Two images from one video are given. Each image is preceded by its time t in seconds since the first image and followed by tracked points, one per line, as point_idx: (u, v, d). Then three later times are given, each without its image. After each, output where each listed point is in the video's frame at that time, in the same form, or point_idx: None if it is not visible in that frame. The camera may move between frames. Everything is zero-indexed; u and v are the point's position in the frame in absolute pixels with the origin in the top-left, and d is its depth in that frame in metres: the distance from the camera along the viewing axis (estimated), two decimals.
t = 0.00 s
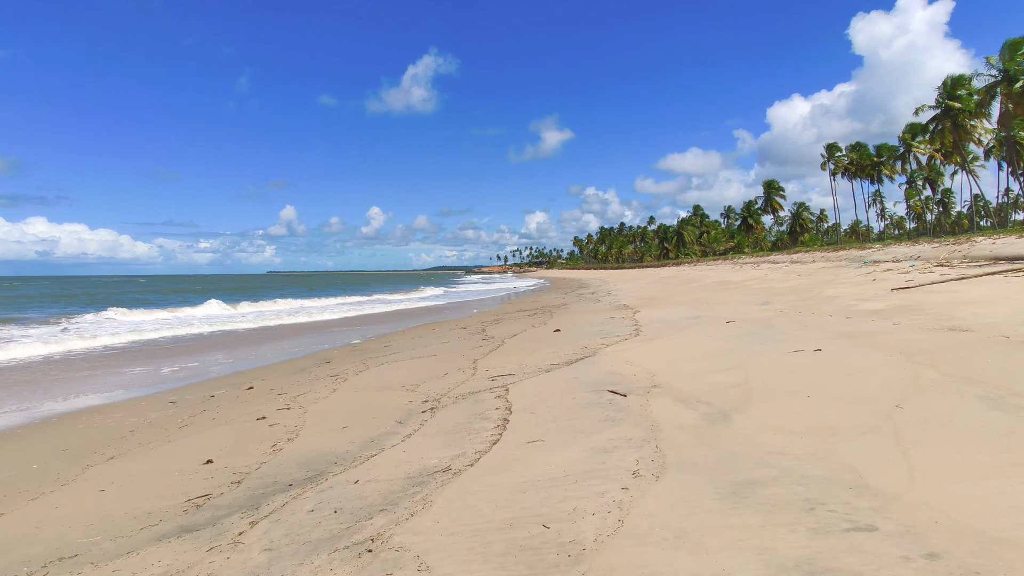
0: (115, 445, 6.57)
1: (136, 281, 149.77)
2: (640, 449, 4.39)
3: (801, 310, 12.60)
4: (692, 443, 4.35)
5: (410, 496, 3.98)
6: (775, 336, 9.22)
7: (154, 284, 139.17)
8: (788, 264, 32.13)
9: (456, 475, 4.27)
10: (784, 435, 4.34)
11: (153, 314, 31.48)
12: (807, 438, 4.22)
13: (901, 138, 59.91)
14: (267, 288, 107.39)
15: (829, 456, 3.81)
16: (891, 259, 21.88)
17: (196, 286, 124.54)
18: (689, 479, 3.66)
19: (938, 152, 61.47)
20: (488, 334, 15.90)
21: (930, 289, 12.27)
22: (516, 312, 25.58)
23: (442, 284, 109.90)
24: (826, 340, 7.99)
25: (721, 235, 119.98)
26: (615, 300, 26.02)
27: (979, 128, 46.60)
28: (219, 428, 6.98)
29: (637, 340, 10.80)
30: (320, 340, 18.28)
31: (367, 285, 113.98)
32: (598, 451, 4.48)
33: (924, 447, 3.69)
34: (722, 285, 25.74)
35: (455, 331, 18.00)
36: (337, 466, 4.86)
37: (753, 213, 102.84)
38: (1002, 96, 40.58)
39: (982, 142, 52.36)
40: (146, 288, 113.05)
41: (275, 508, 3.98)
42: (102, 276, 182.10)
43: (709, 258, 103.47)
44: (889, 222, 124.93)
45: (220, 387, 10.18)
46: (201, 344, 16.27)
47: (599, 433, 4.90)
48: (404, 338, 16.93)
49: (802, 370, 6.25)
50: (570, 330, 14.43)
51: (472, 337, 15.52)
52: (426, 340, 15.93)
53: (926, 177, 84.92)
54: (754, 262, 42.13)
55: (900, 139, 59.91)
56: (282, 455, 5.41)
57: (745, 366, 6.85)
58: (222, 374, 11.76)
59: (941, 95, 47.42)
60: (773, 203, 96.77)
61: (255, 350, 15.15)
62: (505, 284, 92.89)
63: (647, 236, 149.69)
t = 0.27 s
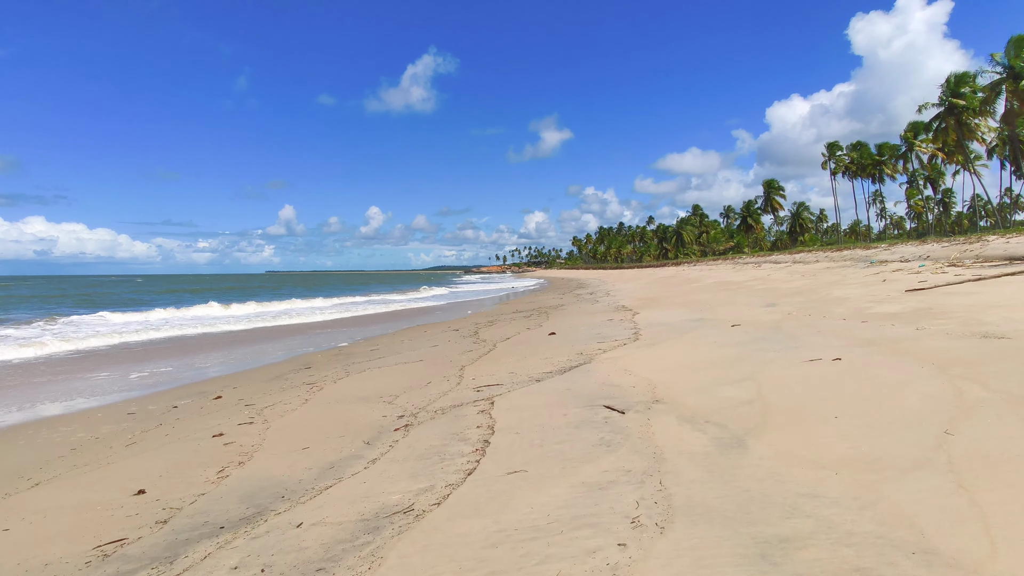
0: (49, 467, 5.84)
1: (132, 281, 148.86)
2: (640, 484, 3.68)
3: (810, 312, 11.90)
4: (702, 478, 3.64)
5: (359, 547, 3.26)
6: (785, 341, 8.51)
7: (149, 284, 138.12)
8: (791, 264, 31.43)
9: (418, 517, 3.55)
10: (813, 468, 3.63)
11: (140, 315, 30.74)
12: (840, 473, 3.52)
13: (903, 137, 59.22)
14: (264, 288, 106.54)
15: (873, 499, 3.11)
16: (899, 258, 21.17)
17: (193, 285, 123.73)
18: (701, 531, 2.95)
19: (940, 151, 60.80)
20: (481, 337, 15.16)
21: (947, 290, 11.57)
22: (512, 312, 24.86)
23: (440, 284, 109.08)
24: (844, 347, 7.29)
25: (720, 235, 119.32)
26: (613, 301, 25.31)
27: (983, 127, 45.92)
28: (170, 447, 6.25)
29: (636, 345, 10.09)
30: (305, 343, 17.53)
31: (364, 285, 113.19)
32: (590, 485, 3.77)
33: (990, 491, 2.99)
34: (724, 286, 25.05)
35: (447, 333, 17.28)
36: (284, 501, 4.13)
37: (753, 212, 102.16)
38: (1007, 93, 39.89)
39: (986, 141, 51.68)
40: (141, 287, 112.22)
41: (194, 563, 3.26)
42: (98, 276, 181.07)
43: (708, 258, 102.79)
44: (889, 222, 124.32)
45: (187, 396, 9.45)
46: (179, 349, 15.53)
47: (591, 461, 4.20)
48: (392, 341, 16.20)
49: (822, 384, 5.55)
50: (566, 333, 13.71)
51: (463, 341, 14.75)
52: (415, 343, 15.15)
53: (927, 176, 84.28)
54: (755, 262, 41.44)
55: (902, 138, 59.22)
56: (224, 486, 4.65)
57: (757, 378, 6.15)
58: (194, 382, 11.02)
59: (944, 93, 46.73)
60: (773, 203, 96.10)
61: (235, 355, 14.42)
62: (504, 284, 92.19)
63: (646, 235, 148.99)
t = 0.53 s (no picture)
0: None
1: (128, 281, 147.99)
2: (640, 542, 2.94)
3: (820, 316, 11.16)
4: (718, 535, 2.90)
5: None
6: (798, 350, 7.78)
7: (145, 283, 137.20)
8: (793, 264, 30.68)
9: None
10: (856, 523, 2.89)
11: (125, 317, 29.87)
12: (895, 531, 2.78)
13: (905, 136, 58.48)
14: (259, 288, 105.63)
15: None
16: (907, 259, 20.44)
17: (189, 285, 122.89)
18: None
19: (943, 150, 60.09)
20: (472, 341, 14.36)
21: (967, 293, 10.84)
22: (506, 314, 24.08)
23: (438, 284, 108.22)
24: (865, 357, 6.56)
25: (719, 235, 118.63)
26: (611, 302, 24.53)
27: (987, 125, 45.19)
28: (103, 472, 5.49)
29: (635, 352, 9.34)
30: (288, 347, 16.71)
31: (361, 285, 112.30)
32: (578, 542, 3.03)
33: None
34: (725, 287, 24.29)
35: (437, 336, 16.50)
36: (204, 557, 3.38)
37: (753, 212, 101.50)
38: (1013, 91, 39.15)
39: (990, 140, 50.96)
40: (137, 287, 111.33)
41: None
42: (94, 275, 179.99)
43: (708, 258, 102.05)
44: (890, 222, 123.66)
45: (146, 408, 8.67)
46: (154, 354, 14.76)
47: (581, 506, 3.46)
48: (379, 345, 15.43)
49: (849, 404, 4.82)
50: (561, 337, 12.94)
51: (453, 345, 13.96)
52: (401, 348, 14.34)
53: (928, 176, 83.61)
54: (756, 262, 40.69)
55: (905, 137, 58.48)
56: (142, 533, 3.89)
57: (772, 395, 5.42)
58: (160, 390, 10.26)
59: (948, 91, 46.01)
60: (773, 203, 95.36)
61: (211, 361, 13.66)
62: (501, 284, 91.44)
63: (645, 235, 148.26)
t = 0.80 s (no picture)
0: None
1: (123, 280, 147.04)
2: None
3: (831, 321, 10.47)
4: None
5: None
6: (813, 359, 7.09)
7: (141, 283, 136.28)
8: (796, 265, 29.95)
9: None
10: None
11: (109, 318, 29.06)
12: None
13: (907, 135, 57.84)
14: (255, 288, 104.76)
15: None
16: (916, 260, 19.76)
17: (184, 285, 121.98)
18: None
19: (945, 149, 59.45)
20: (462, 346, 13.58)
21: (989, 296, 10.11)
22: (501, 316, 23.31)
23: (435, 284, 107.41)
24: (892, 370, 5.85)
25: (719, 235, 117.98)
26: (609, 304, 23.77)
27: (990, 124, 44.53)
28: (20, 504, 4.75)
29: (635, 360, 8.60)
30: (270, 353, 15.94)
31: (358, 285, 111.44)
32: None
33: None
34: (727, 288, 23.61)
35: (426, 340, 15.79)
36: None
37: (752, 212, 100.87)
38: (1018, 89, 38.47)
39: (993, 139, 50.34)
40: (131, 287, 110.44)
41: None
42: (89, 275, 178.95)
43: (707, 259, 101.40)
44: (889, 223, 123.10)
45: (99, 422, 7.94)
46: (126, 361, 14.01)
47: (566, 571, 2.75)
48: (365, 350, 14.71)
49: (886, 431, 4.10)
50: (556, 342, 12.19)
51: (441, 351, 13.18)
52: (387, 354, 13.55)
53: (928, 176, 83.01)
54: (757, 262, 40.00)
55: (906, 136, 57.83)
56: None
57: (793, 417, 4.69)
58: (122, 401, 9.52)
59: (951, 89, 45.37)
60: (773, 203, 94.72)
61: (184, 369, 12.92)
62: (499, 284, 90.70)
63: (644, 235, 147.58)
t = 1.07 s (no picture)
0: None
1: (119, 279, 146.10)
2: None
3: (846, 325, 9.77)
4: None
5: None
6: (834, 370, 6.38)
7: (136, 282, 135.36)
8: (799, 265, 29.23)
9: None
10: None
11: (94, 319, 28.30)
12: None
13: (909, 134, 57.19)
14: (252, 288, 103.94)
15: None
16: (925, 260, 19.07)
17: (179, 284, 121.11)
18: None
19: (947, 149, 58.82)
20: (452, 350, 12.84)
21: (1016, 299, 9.42)
22: (497, 317, 22.61)
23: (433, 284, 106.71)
24: (929, 384, 5.15)
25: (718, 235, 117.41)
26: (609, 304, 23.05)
27: (995, 123, 43.87)
28: None
29: (636, 368, 7.89)
30: (253, 357, 15.21)
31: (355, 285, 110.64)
32: None
33: None
34: (729, 289, 22.91)
35: (416, 343, 15.07)
36: None
37: (752, 212, 100.26)
38: None
39: (996, 138, 49.71)
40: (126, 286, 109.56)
41: None
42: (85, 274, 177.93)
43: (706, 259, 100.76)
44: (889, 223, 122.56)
45: (46, 437, 7.21)
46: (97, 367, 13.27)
47: None
48: (351, 354, 13.98)
49: (943, 467, 3.39)
50: (551, 347, 11.48)
51: (431, 355, 12.44)
52: (374, 358, 12.81)
53: (929, 176, 82.44)
54: (758, 262, 39.31)
55: (908, 135, 57.19)
56: None
57: (826, 445, 3.98)
58: (80, 412, 8.78)
59: (955, 87, 44.71)
60: (773, 203, 94.09)
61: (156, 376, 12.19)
62: (496, 284, 89.98)
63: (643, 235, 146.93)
